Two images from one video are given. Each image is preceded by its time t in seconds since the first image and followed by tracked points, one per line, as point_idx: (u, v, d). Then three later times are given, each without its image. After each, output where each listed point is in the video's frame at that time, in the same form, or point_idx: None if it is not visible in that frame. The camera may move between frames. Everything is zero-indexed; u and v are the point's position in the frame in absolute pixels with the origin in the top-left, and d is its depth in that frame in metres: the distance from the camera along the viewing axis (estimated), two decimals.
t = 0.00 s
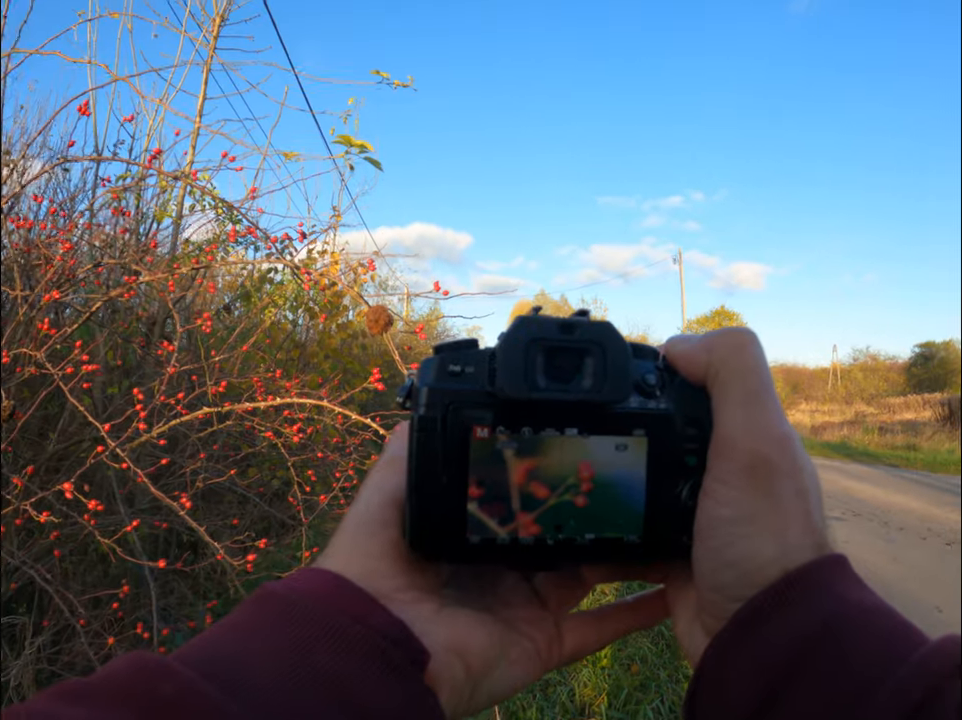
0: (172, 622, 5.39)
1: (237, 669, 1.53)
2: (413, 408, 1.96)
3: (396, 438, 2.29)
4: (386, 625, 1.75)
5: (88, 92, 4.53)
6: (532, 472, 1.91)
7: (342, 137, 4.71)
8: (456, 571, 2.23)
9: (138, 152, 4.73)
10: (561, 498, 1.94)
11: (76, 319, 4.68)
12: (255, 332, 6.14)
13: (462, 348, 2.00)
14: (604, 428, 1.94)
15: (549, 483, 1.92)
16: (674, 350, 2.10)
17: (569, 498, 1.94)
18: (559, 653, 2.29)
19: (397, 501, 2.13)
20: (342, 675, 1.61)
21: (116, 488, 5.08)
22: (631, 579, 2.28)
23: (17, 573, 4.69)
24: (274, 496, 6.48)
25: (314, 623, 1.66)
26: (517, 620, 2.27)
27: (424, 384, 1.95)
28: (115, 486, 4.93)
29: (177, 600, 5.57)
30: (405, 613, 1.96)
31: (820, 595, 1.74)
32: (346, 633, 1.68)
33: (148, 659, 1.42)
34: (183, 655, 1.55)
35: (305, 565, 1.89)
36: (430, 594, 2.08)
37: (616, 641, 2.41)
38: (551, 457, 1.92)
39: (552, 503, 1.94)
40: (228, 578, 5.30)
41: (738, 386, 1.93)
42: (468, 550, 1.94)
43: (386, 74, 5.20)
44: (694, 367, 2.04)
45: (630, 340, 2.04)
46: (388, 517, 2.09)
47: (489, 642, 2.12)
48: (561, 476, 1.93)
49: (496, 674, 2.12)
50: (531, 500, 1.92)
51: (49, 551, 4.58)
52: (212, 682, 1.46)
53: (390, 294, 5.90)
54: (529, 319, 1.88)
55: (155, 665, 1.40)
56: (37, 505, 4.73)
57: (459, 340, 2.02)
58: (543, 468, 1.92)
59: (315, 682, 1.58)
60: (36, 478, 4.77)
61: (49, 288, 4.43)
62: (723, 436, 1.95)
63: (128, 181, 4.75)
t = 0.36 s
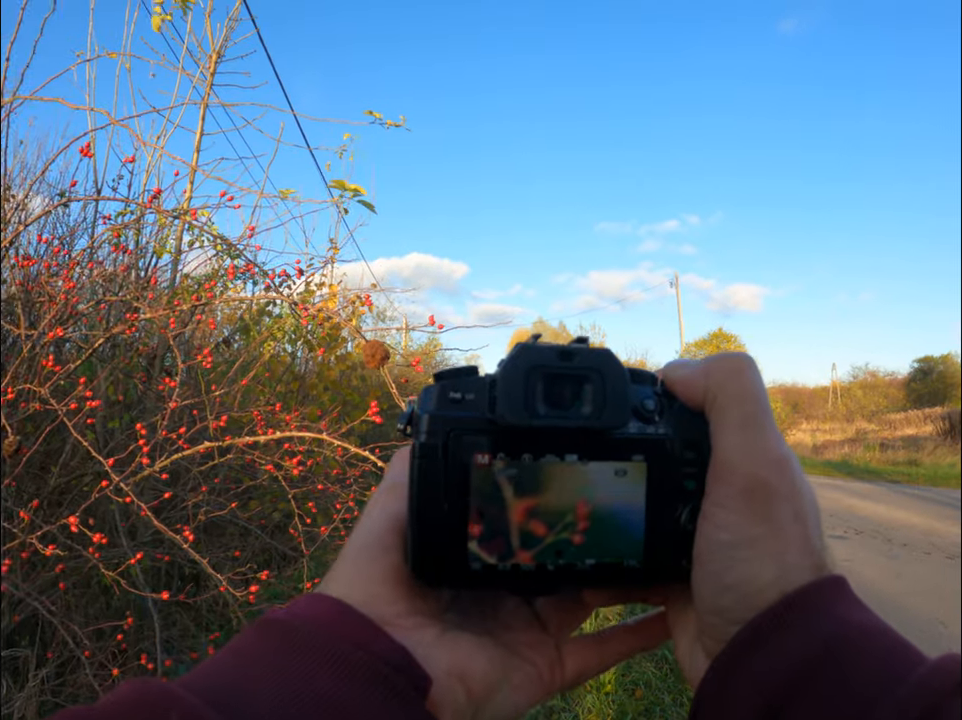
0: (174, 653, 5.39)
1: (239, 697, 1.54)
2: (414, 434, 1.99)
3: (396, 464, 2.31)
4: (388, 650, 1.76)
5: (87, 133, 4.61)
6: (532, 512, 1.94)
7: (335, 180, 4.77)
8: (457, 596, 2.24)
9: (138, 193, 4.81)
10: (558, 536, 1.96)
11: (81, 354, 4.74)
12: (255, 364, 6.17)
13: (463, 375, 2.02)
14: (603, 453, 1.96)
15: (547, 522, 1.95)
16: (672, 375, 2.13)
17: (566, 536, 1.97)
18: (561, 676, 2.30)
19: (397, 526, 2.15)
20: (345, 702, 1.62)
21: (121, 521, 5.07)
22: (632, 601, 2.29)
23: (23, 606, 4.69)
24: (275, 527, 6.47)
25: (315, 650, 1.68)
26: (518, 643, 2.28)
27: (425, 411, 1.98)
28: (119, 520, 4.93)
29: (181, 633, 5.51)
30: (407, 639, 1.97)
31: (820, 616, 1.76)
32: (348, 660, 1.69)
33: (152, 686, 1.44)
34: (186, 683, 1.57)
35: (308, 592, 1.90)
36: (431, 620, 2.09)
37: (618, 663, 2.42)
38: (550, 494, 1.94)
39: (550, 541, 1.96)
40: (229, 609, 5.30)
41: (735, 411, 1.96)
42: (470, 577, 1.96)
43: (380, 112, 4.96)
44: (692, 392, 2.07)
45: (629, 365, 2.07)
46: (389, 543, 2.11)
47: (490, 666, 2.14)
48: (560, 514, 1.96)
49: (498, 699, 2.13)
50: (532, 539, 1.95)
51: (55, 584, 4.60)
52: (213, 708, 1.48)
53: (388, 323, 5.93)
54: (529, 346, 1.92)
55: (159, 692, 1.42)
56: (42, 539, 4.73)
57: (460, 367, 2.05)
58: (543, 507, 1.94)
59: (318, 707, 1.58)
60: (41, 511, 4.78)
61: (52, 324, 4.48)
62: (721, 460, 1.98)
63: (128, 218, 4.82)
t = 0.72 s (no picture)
0: (175, 646, 5.41)
1: (242, 689, 1.53)
2: (415, 428, 1.97)
3: (396, 459, 2.30)
4: (389, 643, 1.75)
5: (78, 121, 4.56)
6: (533, 502, 1.92)
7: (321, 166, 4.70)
8: (457, 589, 2.23)
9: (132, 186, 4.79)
10: (558, 529, 1.95)
11: (71, 347, 4.67)
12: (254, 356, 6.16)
13: (465, 368, 2.01)
14: (605, 446, 1.94)
15: (547, 513, 1.94)
16: (674, 368, 2.11)
17: (565, 529, 1.95)
18: (563, 669, 2.29)
19: (397, 520, 2.14)
20: (349, 696, 1.61)
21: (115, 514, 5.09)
22: (633, 594, 2.28)
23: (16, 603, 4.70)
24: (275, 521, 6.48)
25: (317, 643, 1.67)
26: (520, 637, 2.28)
27: (426, 404, 1.96)
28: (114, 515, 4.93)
29: (182, 626, 5.52)
30: (407, 632, 1.97)
31: (820, 610, 1.75)
32: (350, 653, 1.68)
33: (152, 679, 1.43)
34: (187, 674, 1.56)
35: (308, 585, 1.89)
36: (432, 613, 2.08)
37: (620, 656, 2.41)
38: (550, 488, 1.93)
39: (549, 535, 1.95)
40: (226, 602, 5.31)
41: (736, 405, 1.94)
42: (472, 567, 1.96)
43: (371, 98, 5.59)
44: (694, 386, 2.05)
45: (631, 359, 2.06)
46: (389, 536, 2.10)
47: (492, 659, 2.13)
48: (561, 505, 1.94)
49: (500, 692, 2.12)
50: (532, 530, 1.93)
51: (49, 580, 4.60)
52: (216, 701, 1.47)
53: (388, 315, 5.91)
54: (530, 339, 1.89)
55: (161, 686, 1.42)
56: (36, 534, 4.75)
57: (461, 360, 2.02)
58: (543, 499, 1.93)
59: (319, 700, 1.58)
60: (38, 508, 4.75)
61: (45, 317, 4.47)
62: (723, 453, 1.96)
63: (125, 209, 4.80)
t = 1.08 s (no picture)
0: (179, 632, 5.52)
1: (249, 662, 1.54)
2: (422, 401, 1.96)
3: (403, 434, 2.30)
4: (396, 616, 1.76)
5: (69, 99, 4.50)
6: (529, 472, 1.91)
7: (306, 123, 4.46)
8: (464, 564, 2.23)
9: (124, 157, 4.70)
10: (556, 498, 1.94)
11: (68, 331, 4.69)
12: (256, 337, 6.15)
13: (471, 340, 1.99)
14: (612, 418, 1.93)
15: (544, 482, 1.92)
16: (680, 341, 2.09)
17: (564, 498, 1.94)
18: (569, 643, 2.30)
19: (404, 494, 2.14)
20: (357, 668, 1.62)
21: (110, 498, 5.13)
22: (640, 568, 2.28)
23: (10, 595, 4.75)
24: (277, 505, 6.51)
25: (325, 617, 1.67)
26: (527, 611, 2.28)
27: (432, 377, 1.94)
28: (108, 501, 4.95)
29: (188, 611, 5.69)
30: (415, 605, 1.97)
31: (827, 583, 1.75)
32: (357, 626, 1.69)
33: (160, 652, 1.44)
34: (195, 647, 1.57)
35: (316, 559, 1.90)
36: (440, 587, 2.09)
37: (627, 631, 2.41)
38: (548, 457, 1.92)
39: (548, 502, 1.94)
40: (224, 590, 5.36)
41: (744, 378, 1.92)
42: (478, 541, 1.96)
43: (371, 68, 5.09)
44: (701, 358, 2.03)
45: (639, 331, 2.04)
46: (395, 510, 2.10)
47: (499, 633, 2.13)
48: (557, 474, 1.92)
49: (507, 665, 2.13)
50: (528, 499, 1.92)
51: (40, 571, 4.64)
52: (223, 673, 1.47)
53: (392, 296, 5.88)
54: (537, 310, 1.88)
55: (167, 657, 1.42)
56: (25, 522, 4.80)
57: (467, 333, 2.01)
58: (540, 467, 1.91)
59: (325, 672, 1.58)
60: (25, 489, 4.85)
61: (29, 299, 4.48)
62: (730, 426, 1.94)
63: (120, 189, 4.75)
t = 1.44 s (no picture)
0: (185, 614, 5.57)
1: (253, 636, 1.54)
2: (426, 376, 1.94)
3: (407, 409, 2.30)
4: (400, 589, 1.76)
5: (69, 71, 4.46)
6: (541, 444, 1.90)
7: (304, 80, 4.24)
8: (468, 540, 2.24)
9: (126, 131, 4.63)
10: (569, 470, 1.94)
11: (66, 311, 4.66)
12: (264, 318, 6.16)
13: (475, 315, 1.98)
14: (617, 393, 1.92)
15: (557, 455, 1.92)
16: (686, 317, 2.07)
17: (577, 471, 1.94)
18: (573, 620, 2.30)
19: (408, 469, 2.15)
20: (362, 641, 1.63)
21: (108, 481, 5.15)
22: (644, 546, 2.28)
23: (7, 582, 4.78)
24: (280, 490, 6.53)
25: (328, 590, 1.68)
26: (530, 588, 2.28)
27: (437, 351, 1.93)
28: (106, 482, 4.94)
29: (195, 592, 5.73)
30: (419, 580, 1.97)
31: (832, 561, 1.75)
32: (362, 599, 1.70)
33: (163, 626, 1.45)
34: (201, 620, 1.58)
35: (320, 534, 1.90)
36: (443, 561, 2.09)
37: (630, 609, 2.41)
38: (562, 430, 1.91)
39: (560, 476, 1.93)
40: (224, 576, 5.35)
41: (750, 353, 1.91)
42: (481, 516, 1.95)
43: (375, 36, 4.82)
44: (706, 334, 2.01)
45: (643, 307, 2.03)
46: (399, 485, 2.11)
47: (503, 609, 2.14)
48: (571, 447, 1.92)
49: (511, 641, 2.14)
50: (542, 472, 1.92)
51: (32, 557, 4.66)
52: (228, 647, 1.48)
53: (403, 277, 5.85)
54: (543, 284, 1.87)
55: (171, 631, 1.43)
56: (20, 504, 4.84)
57: (472, 307, 1.99)
58: (552, 441, 1.91)
59: (330, 645, 1.59)
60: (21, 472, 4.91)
61: (26, 274, 4.46)
62: (736, 403, 1.93)
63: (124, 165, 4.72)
